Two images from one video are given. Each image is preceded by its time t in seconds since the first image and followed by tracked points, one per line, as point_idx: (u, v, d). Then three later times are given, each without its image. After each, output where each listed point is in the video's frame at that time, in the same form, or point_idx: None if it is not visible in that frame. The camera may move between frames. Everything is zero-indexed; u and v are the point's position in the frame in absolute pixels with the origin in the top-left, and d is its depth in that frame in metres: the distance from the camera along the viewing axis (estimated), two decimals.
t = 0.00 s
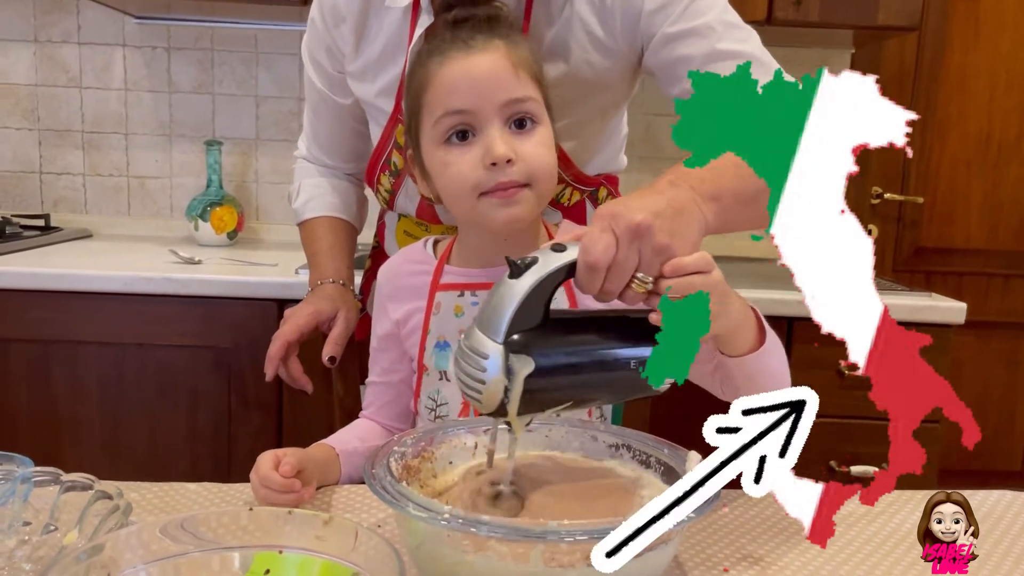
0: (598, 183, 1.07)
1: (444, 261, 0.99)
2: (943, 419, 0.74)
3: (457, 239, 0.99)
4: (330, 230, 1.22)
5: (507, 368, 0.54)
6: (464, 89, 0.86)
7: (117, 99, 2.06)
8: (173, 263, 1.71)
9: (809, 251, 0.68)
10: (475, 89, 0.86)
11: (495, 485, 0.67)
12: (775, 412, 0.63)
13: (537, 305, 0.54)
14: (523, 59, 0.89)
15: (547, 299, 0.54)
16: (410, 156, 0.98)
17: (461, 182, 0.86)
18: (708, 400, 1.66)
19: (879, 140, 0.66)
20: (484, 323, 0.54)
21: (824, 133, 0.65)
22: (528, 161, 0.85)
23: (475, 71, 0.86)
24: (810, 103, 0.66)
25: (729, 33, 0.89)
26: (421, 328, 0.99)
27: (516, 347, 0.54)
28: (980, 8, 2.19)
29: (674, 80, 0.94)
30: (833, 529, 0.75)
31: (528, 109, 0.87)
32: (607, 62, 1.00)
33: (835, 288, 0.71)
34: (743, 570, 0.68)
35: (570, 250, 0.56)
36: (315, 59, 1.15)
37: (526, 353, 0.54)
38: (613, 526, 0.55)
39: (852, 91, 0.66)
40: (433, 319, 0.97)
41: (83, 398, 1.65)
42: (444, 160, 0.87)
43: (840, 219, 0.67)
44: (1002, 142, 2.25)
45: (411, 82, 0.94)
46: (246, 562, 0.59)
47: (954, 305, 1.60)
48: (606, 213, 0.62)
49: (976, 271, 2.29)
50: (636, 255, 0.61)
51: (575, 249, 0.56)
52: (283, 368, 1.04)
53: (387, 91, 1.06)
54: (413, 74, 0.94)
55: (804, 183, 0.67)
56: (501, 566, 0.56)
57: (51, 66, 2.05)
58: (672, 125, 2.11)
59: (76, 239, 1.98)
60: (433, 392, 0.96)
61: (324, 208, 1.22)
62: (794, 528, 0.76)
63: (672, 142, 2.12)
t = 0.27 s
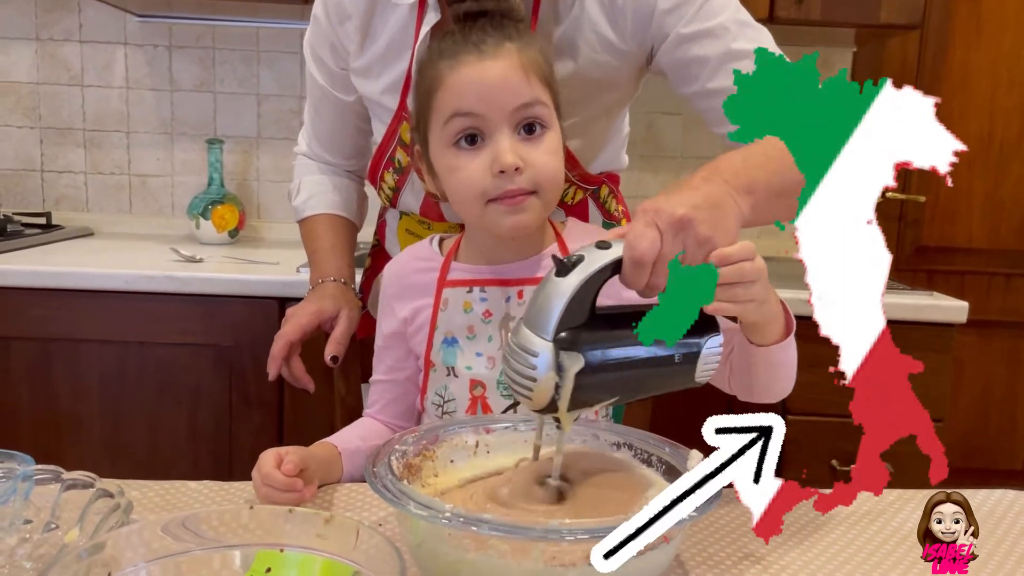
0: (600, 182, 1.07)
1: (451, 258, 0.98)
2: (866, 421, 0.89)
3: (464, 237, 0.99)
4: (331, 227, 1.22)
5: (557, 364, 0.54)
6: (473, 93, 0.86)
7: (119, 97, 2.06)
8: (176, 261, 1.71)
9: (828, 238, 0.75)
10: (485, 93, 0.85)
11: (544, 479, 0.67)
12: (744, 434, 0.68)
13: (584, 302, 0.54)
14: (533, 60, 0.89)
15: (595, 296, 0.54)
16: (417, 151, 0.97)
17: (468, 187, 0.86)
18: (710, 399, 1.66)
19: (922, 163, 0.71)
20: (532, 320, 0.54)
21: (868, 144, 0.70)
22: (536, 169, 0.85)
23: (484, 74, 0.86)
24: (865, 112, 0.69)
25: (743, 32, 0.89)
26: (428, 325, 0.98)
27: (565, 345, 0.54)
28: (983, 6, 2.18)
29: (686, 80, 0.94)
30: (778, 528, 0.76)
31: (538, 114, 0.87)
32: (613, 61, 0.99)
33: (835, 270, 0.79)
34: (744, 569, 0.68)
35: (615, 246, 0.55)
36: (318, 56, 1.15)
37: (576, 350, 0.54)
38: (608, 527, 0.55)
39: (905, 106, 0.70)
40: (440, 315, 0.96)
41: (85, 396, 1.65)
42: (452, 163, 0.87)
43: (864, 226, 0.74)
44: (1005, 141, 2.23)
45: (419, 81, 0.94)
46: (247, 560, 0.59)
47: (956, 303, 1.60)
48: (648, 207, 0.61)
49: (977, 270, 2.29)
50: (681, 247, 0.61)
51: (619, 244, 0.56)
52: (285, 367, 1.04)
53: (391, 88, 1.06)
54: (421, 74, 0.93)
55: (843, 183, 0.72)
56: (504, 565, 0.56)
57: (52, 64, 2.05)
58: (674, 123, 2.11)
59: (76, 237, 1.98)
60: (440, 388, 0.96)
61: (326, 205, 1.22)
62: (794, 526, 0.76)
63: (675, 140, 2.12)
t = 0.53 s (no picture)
0: (603, 183, 1.07)
1: (460, 258, 0.98)
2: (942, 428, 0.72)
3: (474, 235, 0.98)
4: (334, 227, 1.22)
5: (592, 375, 0.52)
6: (488, 94, 0.85)
7: (121, 96, 2.06)
8: (178, 261, 1.71)
9: (816, 252, 0.68)
10: (500, 95, 0.85)
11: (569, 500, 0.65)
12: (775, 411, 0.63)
13: (616, 309, 0.53)
14: (548, 63, 0.88)
15: (626, 303, 0.53)
16: (428, 149, 0.97)
17: (479, 189, 0.86)
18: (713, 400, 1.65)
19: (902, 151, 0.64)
20: (559, 328, 0.53)
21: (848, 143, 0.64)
22: (548, 172, 0.85)
23: (500, 76, 0.85)
24: (839, 108, 0.64)
25: (746, 37, 0.89)
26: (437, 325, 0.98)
27: (598, 354, 0.52)
28: (986, 6, 2.18)
29: (688, 82, 0.94)
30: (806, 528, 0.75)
31: (552, 116, 0.86)
32: (617, 62, 0.99)
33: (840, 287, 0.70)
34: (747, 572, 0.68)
35: (645, 252, 0.54)
36: (323, 57, 1.15)
37: (608, 359, 0.53)
38: (608, 529, 0.55)
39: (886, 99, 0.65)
40: (449, 315, 0.96)
41: (87, 396, 1.65)
42: (464, 164, 0.87)
43: (853, 222, 0.66)
44: (1008, 141, 2.23)
45: (432, 79, 0.93)
46: (249, 563, 0.59)
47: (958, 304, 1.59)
48: (678, 210, 0.62)
49: (980, 270, 2.28)
50: (711, 250, 0.63)
51: (649, 249, 0.55)
52: (287, 367, 1.04)
53: (394, 90, 1.06)
54: (434, 72, 0.93)
55: (821, 190, 0.66)
56: (508, 568, 0.56)
57: (54, 64, 2.05)
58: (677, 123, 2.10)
59: (78, 237, 1.98)
60: (447, 389, 0.96)
61: (330, 205, 1.22)
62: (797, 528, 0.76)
63: (677, 140, 2.12)
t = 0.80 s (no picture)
0: (607, 183, 1.08)
1: (465, 257, 0.98)
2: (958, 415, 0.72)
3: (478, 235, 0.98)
4: (337, 227, 1.22)
5: (559, 380, 0.52)
6: (494, 102, 0.85)
7: (123, 95, 2.06)
8: (179, 261, 1.71)
9: (810, 252, 0.67)
10: (506, 104, 0.85)
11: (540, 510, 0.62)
12: (776, 410, 0.61)
13: (584, 313, 0.52)
14: (556, 69, 0.89)
15: (595, 306, 0.53)
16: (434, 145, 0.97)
17: (480, 194, 0.87)
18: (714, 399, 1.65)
19: (880, 140, 0.63)
20: (526, 333, 0.52)
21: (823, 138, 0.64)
22: (549, 181, 0.85)
23: (506, 83, 0.86)
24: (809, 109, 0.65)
25: (740, 36, 0.88)
26: (440, 322, 0.98)
27: (565, 359, 0.52)
28: (987, 6, 2.18)
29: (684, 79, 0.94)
30: (833, 529, 0.75)
31: (558, 128, 0.86)
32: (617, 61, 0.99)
33: (839, 286, 0.69)
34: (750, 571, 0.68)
35: (614, 254, 0.54)
36: (327, 56, 1.15)
37: (576, 365, 0.52)
38: (609, 528, 0.55)
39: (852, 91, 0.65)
40: (453, 314, 0.96)
41: (89, 394, 1.65)
42: (467, 168, 0.87)
43: (839, 218, 0.66)
44: (1009, 141, 2.24)
45: (439, 78, 0.93)
46: (252, 560, 0.59)
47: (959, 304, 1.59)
48: (650, 212, 0.60)
49: (981, 270, 2.28)
50: (683, 254, 0.60)
51: (619, 252, 0.54)
52: (289, 365, 1.04)
53: (398, 89, 1.06)
54: (441, 73, 0.93)
55: (805, 188, 0.66)
56: (512, 567, 0.56)
57: (56, 62, 2.05)
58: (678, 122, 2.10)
59: (81, 235, 1.98)
60: (450, 388, 0.96)
61: (333, 205, 1.22)
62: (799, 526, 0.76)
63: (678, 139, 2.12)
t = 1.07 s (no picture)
0: (613, 182, 1.08)
1: (465, 257, 0.99)
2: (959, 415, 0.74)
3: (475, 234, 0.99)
4: (342, 225, 1.22)
5: (482, 375, 0.53)
6: (493, 115, 0.86)
7: (125, 95, 2.07)
8: (181, 260, 1.71)
9: (810, 252, 0.67)
10: (505, 118, 0.86)
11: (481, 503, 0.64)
12: (771, 414, 0.63)
13: (515, 310, 0.53)
14: (556, 81, 0.88)
15: (528, 303, 0.54)
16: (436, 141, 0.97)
17: (478, 200, 0.89)
18: (715, 399, 1.65)
19: (880, 140, 0.65)
20: (459, 327, 0.54)
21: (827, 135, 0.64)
22: (542, 192, 0.86)
23: (505, 96, 0.86)
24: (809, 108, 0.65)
25: (736, 26, 0.87)
26: (440, 320, 0.99)
27: (493, 354, 0.53)
28: (989, 6, 2.18)
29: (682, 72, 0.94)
30: (833, 529, 0.75)
31: (554, 144, 0.86)
32: (619, 56, 0.99)
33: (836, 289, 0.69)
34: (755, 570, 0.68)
35: (554, 253, 0.55)
36: (334, 52, 1.15)
37: (504, 361, 0.53)
38: (615, 526, 0.55)
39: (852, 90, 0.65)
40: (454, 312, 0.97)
41: (92, 394, 1.65)
42: (466, 176, 0.89)
43: (840, 217, 0.66)
44: (1011, 140, 2.23)
45: (441, 80, 0.94)
46: (258, 559, 0.60)
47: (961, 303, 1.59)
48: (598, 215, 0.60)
49: (983, 270, 2.28)
50: (625, 260, 0.60)
51: (558, 252, 0.55)
52: (292, 365, 1.04)
53: (404, 85, 1.06)
54: (442, 76, 0.93)
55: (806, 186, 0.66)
56: (515, 567, 0.56)
57: (59, 63, 2.05)
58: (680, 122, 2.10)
59: (83, 235, 1.98)
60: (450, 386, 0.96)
61: (340, 202, 1.23)
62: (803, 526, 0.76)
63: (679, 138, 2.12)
